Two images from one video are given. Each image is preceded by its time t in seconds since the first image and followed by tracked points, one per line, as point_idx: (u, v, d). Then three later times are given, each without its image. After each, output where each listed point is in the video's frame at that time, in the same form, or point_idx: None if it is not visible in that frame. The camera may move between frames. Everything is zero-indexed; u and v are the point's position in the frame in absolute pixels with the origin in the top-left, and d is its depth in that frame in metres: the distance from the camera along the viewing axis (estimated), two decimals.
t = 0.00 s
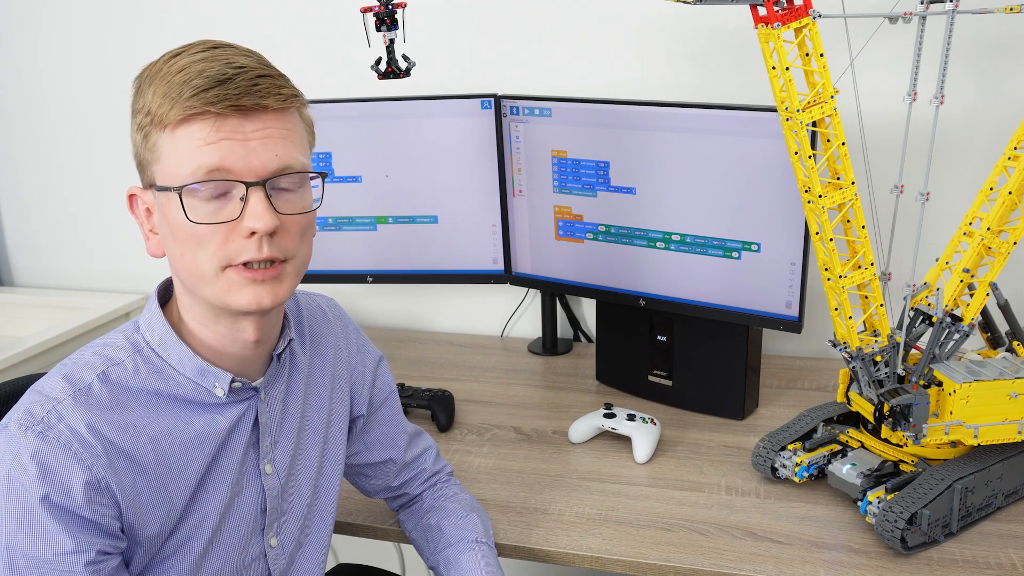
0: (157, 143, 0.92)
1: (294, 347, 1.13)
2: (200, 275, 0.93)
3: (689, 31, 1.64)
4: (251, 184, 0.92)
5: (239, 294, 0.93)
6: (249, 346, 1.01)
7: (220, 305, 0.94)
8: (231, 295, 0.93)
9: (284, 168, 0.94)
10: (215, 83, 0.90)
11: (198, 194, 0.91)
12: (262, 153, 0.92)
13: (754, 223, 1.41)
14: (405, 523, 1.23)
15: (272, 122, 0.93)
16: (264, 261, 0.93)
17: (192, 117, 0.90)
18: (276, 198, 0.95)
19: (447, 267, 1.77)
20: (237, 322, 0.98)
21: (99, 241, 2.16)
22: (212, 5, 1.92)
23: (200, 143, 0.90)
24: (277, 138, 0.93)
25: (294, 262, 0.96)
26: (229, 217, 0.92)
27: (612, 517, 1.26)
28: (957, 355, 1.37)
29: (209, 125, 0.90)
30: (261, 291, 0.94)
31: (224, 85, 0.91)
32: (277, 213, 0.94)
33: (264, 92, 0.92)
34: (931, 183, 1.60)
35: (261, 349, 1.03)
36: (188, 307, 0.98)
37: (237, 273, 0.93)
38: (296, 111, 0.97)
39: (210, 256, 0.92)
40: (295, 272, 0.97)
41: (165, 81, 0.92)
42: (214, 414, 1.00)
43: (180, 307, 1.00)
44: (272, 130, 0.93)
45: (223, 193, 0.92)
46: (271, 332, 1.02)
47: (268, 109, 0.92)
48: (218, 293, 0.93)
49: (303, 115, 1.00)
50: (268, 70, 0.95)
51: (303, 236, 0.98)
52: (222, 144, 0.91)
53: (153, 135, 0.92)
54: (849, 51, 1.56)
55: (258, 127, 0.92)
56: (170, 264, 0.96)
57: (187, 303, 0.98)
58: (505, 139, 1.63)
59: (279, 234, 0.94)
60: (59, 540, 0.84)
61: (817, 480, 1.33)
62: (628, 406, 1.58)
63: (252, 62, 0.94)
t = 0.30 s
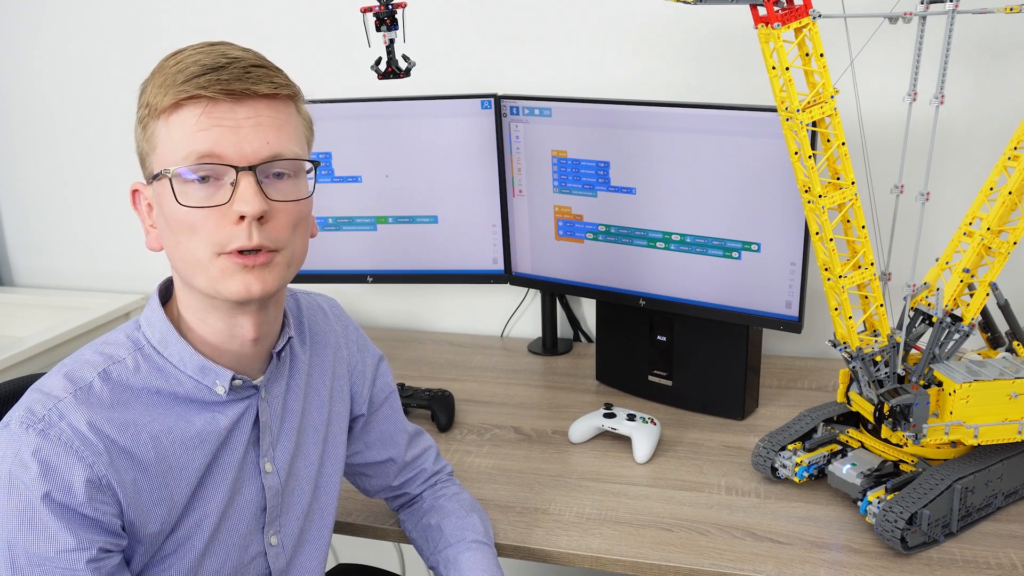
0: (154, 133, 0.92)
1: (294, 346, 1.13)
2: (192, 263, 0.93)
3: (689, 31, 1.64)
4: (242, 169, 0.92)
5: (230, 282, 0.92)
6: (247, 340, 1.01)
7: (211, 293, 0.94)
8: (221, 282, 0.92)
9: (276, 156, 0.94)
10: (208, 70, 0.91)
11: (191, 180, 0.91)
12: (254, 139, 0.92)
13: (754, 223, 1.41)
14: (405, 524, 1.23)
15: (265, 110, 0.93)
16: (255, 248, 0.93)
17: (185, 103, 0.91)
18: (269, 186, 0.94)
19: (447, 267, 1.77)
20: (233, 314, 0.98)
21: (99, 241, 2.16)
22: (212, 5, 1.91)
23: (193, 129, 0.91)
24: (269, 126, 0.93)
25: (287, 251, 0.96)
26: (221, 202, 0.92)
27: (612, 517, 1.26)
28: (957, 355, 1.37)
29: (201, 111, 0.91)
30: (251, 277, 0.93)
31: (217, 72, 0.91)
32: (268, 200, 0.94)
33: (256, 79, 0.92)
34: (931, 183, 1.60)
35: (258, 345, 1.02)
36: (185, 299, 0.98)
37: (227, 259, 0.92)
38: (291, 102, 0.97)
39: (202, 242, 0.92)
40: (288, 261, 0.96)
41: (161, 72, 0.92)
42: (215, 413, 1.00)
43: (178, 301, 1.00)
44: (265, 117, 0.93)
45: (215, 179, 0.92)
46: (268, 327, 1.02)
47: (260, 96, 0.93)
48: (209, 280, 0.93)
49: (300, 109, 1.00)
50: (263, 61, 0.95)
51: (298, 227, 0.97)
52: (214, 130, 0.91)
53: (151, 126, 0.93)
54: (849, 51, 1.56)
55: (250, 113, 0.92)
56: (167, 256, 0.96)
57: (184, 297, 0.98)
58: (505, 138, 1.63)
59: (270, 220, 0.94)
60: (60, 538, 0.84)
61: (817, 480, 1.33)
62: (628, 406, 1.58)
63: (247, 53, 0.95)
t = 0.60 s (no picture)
0: (160, 133, 0.92)
1: (295, 345, 1.13)
2: (198, 262, 0.93)
3: (689, 31, 1.64)
4: (250, 169, 0.92)
5: (236, 281, 0.93)
6: (251, 339, 1.01)
7: (217, 292, 0.94)
8: (228, 281, 0.92)
9: (282, 157, 0.94)
10: (216, 71, 0.91)
11: (199, 180, 0.91)
12: (261, 140, 0.92)
13: (754, 223, 1.41)
14: (405, 523, 1.23)
15: (271, 112, 0.93)
16: (262, 247, 0.93)
17: (193, 104, 0.90)
18: (275, 186, 0.94)
19: (447, 267, 1.77)
20: (237, 313, 0.98)
21: (99, 241, 2.16)
22: (212, 5, 1.92)
23: (200, 130, 0.91)
24: (276, 127, 0.93)
25: (293, 251, 0.96)
26: (228, 202, 0.92)
27: (612, 517, 1.26)
28: (957, 355, 1.37)
29: (209, 112, 0.91)
30: (258, 278, 0.93)
31: (225, 74, 0.91)
32: (276, 201, 0.94)
33: (263, 81, 0.92)
34: (931, 183, 1.60)
35: (262, 343, 1.02)
36: (190, 298, 0.98)
37: (234, 259, 0.92)
38: (296, 103, 0.97)
39: (209, 242, 0.92)
40: (293, 262, 0.96)
41: (168, 73, 0.92)
42: (217, 411, 1.00)
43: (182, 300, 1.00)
44: (272, 119, 0.93)
45: (223, 179, 0.92)
46: (273, 325, 1.02)
47: (267, 98, 0.93)
48: (215, 279, 0.93)
49: (305, 110, 1.00)
50: (269, 62, 0.95)
51: (303, 226, 0.97)
52: (222, 131, 0.91)
53: (157, 126, 0.92)
54: (849, 51, 1.56)
55: (257, 115, 0.92)
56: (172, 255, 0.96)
57: (189, 295, 0.98)
58: (505, 138, 1.63)
59: (276, 219, 0.94)
60: (64, 534, 0.84)
61: (817, 480, 1.33)
62: (628, 406, 1.58)
63: (253, 54, 0.95)
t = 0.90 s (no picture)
0: (160, 131, 0.92)
1: (294, 344, 1.13)
2: (201, 256, 0.93)
3: (689, 31, 1.64)
4: (252, 163, 0.92)
5: (240, 273, 0.92)
6: (252, 335, 1.01)
7: (220, 286, 0.93)
8: (231, 275, 0.92)
9: (283, 153, 0.94)
10: (217, 68, 0.91)
11: (200, 176, 0.91)
12: (262, 135, 0.93)
13: (754, 223, 1.41)
14: (405, 523, 1.23)
15: (272, 108, 0.93)
16: (264, 241, 0.93)
17: (193, 101, 0.90)
18: (276, 181, 0.95)
19: (447, 267, 1.77)
20: (239, 308, 0.98)
21: (99, 241, 2.16)
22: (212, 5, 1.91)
23: (201, 126, 0.91)
24: (276, 123, 0.94)
25: (294, 244, 0.96)
26: (231, 197, 0.92)
27: (612, 517, 1.26)
28: (957, 355, 1.37)
29: (210, 108, 0.91)
30: (262, 270, 0.93)
31: (225, 70, 0.91)
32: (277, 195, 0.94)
33: (263, 77, 0.93)
34: (931, 183, 1.60)
35: (263, 339, 1.02)
36: (190, 295, 0.98)
37: (237, 252, 0.92)
38: (294, 99, 0.97)
39: (211, 236, 0.92)
40: (294, 255, 0.96)
41: (167, 71, 0.92)
42: (216, 410, 1.00)
43: (181, 298, 1.00)
44: (273, 114, 0.94)
45: (224, 174, 0.92)
46: (273, 320, 1.02)
47: (267, 93, 0.93)
48: (218, 273, 0.92)
49: (302, 107, 1.00)
50: (268, 59, 0.95)
51: (302, 221, 0.98)
52: (224, 127, 0.91)
53: (157, 124, 0.92)
54: (849, 51, 1.56)
55: (257, 111, 0.92)
56: (172, 252, 0.96)
57: (189, 292, 0.98)
58: (505, 138, 1.63)
59: (278, 213, 0.94)
60: (64, 534, 0.84)
61: (817, 480, 1.33)
62: (628, 406, 1.58)
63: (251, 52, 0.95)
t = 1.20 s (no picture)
0: (158, 135, 0.92)
1: (292, 345, 1.13)
2: (197, 264, 0.93)
3: (689, 31, 1.64)
4: (248, 173, 0.92)
5: (234, 285, 0.93)
6: (248, 341, 1.01)
7: (214, 296, 0.94)
8: (225, 284, 0.93)
9: (281, 162, 0.94)
10: (214, 74, 0.91)
11: (197, 184, 0.91)
12: (259, 144, 0.93)
13: (754, 223, 1.41)
14: (405, 523, 1.23)
15: (269, 115, 0.93)
16: (259, 251, 0.93)
17: (190, 108, 0.90)
18: (273, 190, 0.95)
19: (447, 267, 1.77)
20: (235, 316, 0.98)
21: (99, 241, 2.16)
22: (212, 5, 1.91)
23: (198, 133, 0.90)
24: (274, 131, 0.93)
25: (290, 254, 0.96)
26: (226, 206, 0.92)
27: (612, 517, 1.26)
28: (957, 355, 1.37)
29: (207, 116, 0.90)
30: (255, 281, 0.93)
31: (223, 77, 0.91)
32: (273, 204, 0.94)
33: (261, 84, 0.92)
34: (932, 183, 1.60)
35: (260, 345, 1.03)
36: (187, 299, 0.99)
37: (232, 262, 0.92)
38: (294, 106, 0.97)
39: (207, 245, 0.92)
40: (290, 264, 0.96)
41: (166, 74, 0.92)
42: (215, 410, 1.00)
43: (179, 300, 1.00)
44: (270, 122, 0.93)
45: (221, 182, 0.92)
46: (270, 327, 1.02)
47: (265, 101, 0.93)
48: (213, 282, 0.93)
49: (302, 111, 1.00)
50: (267, 64, 0.95)
51: (299, 230, 0.98)
52: (220, 135, 0.91)
53: (155, 128, 0.92)
54: (849, 51, 1.56)
55: (255, 119, 0.92)
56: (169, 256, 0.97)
57: (186, 297, 0.98)
58: (505, 138, 1.63)
59: (274, 224, 0.94)
60: (63, 534, 0.84)
61: (817, 480, 1.33)
62: (628, 406, 1.58)
63: (251, 56, 0.95)
